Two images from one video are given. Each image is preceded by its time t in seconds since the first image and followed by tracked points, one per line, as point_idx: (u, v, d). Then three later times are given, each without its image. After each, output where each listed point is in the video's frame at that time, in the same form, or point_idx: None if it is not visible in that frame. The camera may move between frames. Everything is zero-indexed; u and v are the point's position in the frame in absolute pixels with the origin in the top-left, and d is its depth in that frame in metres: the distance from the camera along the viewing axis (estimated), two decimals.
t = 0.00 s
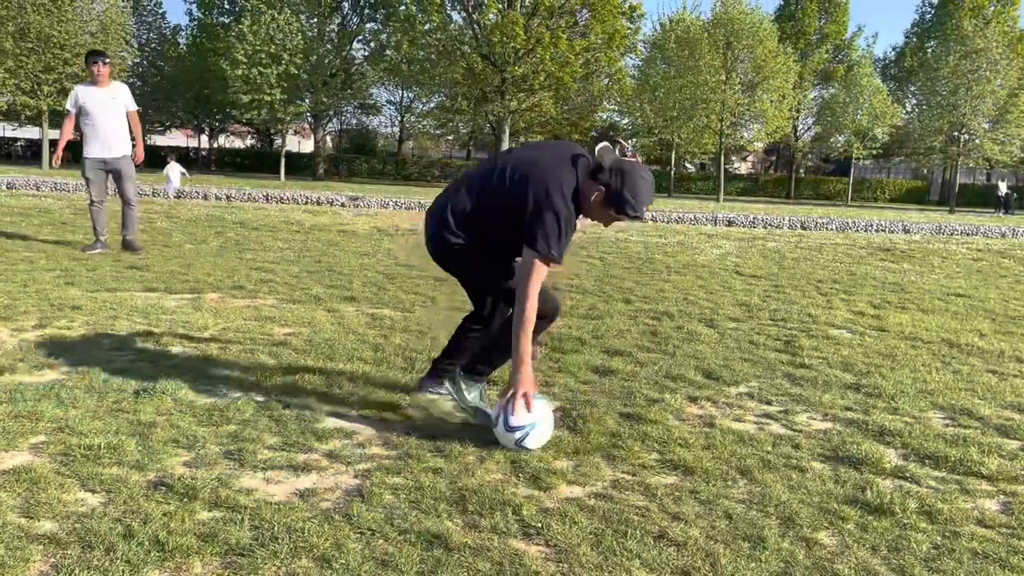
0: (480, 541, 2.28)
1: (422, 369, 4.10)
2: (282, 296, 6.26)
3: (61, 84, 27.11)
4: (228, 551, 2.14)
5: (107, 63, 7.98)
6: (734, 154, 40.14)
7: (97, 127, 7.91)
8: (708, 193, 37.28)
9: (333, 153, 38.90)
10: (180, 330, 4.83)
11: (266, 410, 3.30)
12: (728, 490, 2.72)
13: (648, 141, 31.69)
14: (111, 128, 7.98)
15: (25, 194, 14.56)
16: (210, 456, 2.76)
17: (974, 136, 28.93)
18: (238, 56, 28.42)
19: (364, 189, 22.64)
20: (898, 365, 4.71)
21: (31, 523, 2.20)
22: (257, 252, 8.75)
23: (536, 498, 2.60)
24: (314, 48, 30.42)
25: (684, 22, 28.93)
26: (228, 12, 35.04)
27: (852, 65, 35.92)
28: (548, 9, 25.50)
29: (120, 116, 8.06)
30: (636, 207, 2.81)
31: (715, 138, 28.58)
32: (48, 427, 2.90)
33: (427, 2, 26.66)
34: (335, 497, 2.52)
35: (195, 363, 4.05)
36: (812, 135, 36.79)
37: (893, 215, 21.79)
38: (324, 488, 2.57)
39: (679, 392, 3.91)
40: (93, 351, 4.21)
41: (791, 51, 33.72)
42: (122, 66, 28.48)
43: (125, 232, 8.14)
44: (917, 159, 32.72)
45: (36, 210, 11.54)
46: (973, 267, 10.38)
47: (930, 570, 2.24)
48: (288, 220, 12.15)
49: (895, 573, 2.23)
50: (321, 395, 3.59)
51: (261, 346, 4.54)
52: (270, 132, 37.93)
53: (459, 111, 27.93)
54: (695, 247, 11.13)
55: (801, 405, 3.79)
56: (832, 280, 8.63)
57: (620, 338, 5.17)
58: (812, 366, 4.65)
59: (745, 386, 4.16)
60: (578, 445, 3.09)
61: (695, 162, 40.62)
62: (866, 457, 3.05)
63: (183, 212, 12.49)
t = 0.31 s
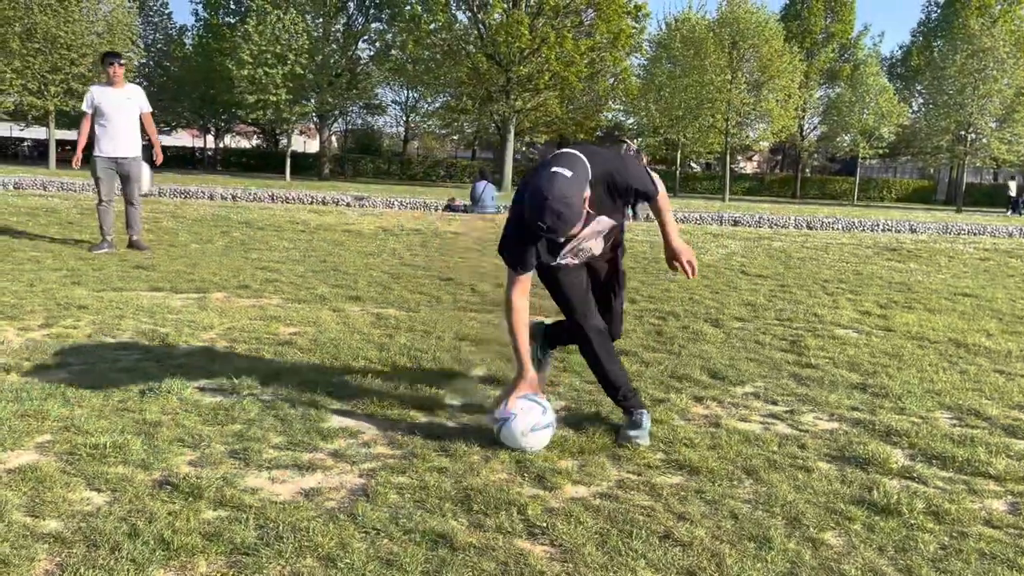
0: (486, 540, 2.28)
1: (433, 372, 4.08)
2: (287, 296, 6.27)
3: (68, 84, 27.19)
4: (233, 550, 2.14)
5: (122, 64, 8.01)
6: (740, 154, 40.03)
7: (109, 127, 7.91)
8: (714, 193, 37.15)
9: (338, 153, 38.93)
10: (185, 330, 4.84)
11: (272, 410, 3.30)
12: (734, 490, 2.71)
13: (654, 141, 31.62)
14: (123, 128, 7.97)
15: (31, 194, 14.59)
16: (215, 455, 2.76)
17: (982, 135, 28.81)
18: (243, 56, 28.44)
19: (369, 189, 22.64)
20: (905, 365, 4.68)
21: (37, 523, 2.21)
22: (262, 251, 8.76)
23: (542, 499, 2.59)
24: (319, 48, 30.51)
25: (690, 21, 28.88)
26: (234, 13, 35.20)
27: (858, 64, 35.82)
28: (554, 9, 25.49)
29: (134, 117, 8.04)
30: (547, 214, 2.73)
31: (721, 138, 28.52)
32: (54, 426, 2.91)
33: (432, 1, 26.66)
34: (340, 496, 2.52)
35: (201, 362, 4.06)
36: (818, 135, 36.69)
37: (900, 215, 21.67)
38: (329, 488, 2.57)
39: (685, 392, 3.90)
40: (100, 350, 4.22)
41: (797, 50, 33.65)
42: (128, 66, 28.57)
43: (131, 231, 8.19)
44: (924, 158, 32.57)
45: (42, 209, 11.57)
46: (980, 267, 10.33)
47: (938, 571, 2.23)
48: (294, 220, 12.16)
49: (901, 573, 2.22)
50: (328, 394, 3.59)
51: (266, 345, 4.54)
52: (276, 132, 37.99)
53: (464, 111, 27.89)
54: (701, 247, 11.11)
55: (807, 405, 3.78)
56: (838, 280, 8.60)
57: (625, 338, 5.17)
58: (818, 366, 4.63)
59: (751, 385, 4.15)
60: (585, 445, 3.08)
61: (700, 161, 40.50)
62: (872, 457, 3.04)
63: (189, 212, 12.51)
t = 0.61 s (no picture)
0: (495, 540, 2.27)
1: (440, 371, 4.08)
2: (297, 295, 6.28)
3: (78, 84, 27.34)
4: (243, 549, 2.14)
5: (146, 66, 8.12)
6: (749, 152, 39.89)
7: (130, 127, 8.00)
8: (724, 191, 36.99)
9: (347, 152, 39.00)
10: (196, 329, 4.87)
11: (281, 409, 3.30)
12: (744, 490, 2.70)
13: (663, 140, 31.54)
14: (144, 128, 8.08)
15: (43, 194, 14.68)
16: (226, 454, 2.77)
17: (993, 133, 28.67)
18: (253, 56, 28.54)
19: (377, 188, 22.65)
20: (916, 365, 4.65)
21: (49, 521, 2.22)
22: (272, 250, 8.79)
23: (552, 499, 2.58)
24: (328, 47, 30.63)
25: (700, 19, 28.81)
26: (244, 13, 35.35)
27: (868, 62, 35.69)
28: (563, 7, 25.53)
29: (154, 119, 8.16)
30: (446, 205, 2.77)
31: (730, 136, 28.43)
32: (66, 424, 2.93)
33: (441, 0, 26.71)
34: (350, 496, 2.52)
35: (211, 362, 4.07)
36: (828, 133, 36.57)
37: (910, 213, 21.55)
38: (338, 487, 2.57)
39: (695, 391, 3.89)
40: (111, 349, 4.24)
41: (807, 49, 33.56)
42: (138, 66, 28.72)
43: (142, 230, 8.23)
44: (935, 156, 32.39)
45: (52, 209, 11.63)
46: (992, 265, 10.27)
47: (950, 571, 2.21)
48: (303, 219, 12.19)
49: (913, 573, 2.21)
50: (336, 393, 3.58)
51: (276, 344, 4.56)
52: (285, 131, 38.11)
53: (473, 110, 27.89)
54: (710, 246, 11.07)
55: (817, 404, 3.75)
56: (849, 279, 8.55)
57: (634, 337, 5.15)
58: (829, 366, 4.61)
59: (761, 385, 4.12)
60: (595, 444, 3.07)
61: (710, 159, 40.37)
62: (884, 457, 3.02)
63: (199, 211, 12.56)
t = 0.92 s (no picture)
0: (506, 539, 2.27)
1: (450, 370, 4.08)
2: (307, 294, 6.31)
3: (90, 85, 27.50)
4: (255, 548, 2.15)
5: (165, 67, 8.11)
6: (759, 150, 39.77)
7: (148, 128, 8.04)
8: (734, 190, 36.87)
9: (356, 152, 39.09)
10: (208, 328, 4.90)
11: (292, 408, 3.31)
12: (756, 489, 2.69)
13: (672, 138, 31.53)
14: (161, 130, 8.09)
15: (55, 194, 14.80)
16: (238, 453, 2.78)
17: (1005, 130, 28.45)
18: (263, 56, 28.65)
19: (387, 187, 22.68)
20: (929, 364, 4.62)
21: (63, 520, 2.23)
22: (282, 250, 8.82)
23: (562, 500, 2.57)
24: (338, 47, 30.78)
25: (709, 17, 28.74)
26: (253, 13, 35.50)
27: (879, 59, 35.50)
28: (572, 5, 25.53)
29: (170, 120, 8.20)
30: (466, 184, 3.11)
31: (740, 134, 28.33)
32: (79, 423, 2.95)
33: None
34: (361, 494, 2.53)
35: (223, 360, 4.10)
36: (838, 130, 36.41)
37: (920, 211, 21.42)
38: (350, 486, 2.58)
39: (706, 390, 3.88)
40: (123, 348, 4.26)
41: (817, 46, 33.41)
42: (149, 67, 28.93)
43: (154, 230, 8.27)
44: (946, 153, 32.17)
45: (64, 209, 11.72)
46: (1005, 263, 10.18)
47: (964, 572, 2.20)
48: (314, 218, 12.24)
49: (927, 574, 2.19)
50: (345, 393, 3.59)
51: (287, 343, 4.59)
52: (295, 131, 38.24)
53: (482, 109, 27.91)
54: (720, 244, 11.04)
55: (829, 404, 3.73)
56: (860, 277, 8.51)
57: (644, 336, 5.14)
58: (841, 365, 4.58)
59: (773, 384, 4.11)
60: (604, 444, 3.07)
61: (720, 158, 40.30)
62: (897, 457, 3.00)
63: (210, 211, 12.63)
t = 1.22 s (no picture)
0: (518, 537, 2.28)
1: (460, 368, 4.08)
2: (318, 293, 6.34)
3: (102, 85, 27.69)
4: (269, 545, 2.16)
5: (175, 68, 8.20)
6: (770, 147, 39.59)
7: (157, 127, 8.06)
8: (745, 187, 36.76)
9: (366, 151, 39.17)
10: (220, 327, 4.93)
11: (304, 407, 3.33)
12: (768, 488, 2.68)
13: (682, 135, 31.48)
14: (170, 130, 8.16)
15: (69, 194, 14.90)
16: (250, 451, 2.80)
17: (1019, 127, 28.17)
18: (273, 55, 28.76)
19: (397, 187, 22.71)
20: (942, 361, 4.59)
21: (78, 517, 2.25)
22: (293, 249, 8.85)
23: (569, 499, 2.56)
24: (347, 46, 30.86)
25: (719, 14, 28.61)
26: (264, 13, 35.61)
27: (891, 55, 35.25)
28: (581, 3, 25.48)
29: (179, 120, 8.22)
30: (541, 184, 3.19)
31: (751, 131, 28.22)
32: (94, 422, 2.96)
33: None
34: (373, 492, 2.53)
35: (236, 359, 4.12)
36: (849, 127, 36.20)
37: (931, 209, 21.26)
38: (362, 484, 2.59)
39: (717, 388, 3.87)
40: (138, 347, 4.30)
41: (828, 42, 33.22)
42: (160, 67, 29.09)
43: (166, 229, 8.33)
44: (959, 150, 31.87)
45: (77, 208, 11.80)
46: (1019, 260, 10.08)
47: (978, 571, 2.18)
48: (324, 217, 12.27)
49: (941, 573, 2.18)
50: (355, 391, 3.60)
51: (299, 341, 4.61)
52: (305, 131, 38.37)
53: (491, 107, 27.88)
54: (731, 242, 10.99)
55: (842, 402, 3.71)
56: (873, 274, 8.46)
57: (655, 335, 5.13)
58: (853, 363, 4.56)
59: (785, 382, 4.10)
60: (616, 443, 3.05)
61: (730, 155, 40.14)
62: (910, 455, 2.98)
63: (221, 211, 12.69)
